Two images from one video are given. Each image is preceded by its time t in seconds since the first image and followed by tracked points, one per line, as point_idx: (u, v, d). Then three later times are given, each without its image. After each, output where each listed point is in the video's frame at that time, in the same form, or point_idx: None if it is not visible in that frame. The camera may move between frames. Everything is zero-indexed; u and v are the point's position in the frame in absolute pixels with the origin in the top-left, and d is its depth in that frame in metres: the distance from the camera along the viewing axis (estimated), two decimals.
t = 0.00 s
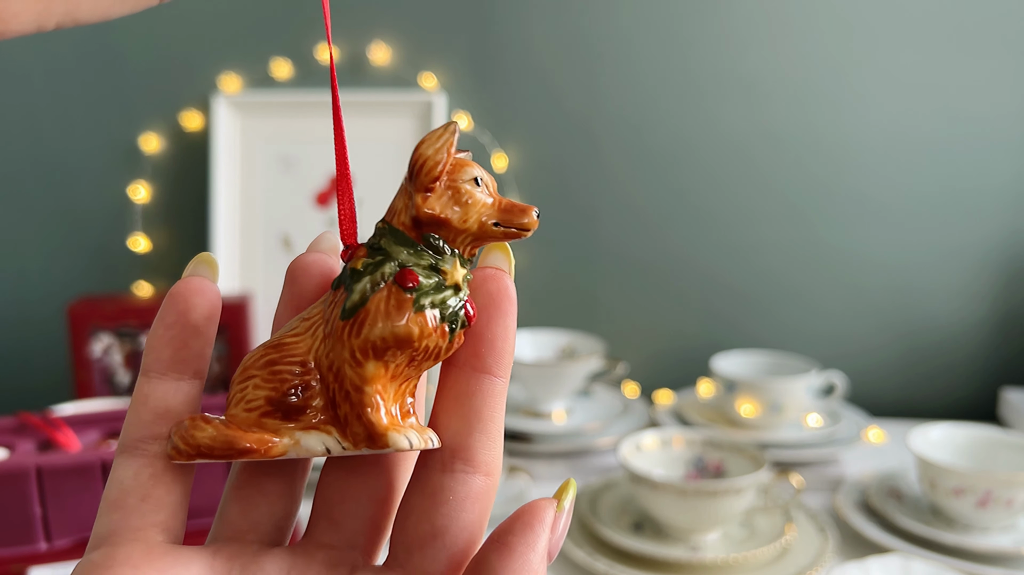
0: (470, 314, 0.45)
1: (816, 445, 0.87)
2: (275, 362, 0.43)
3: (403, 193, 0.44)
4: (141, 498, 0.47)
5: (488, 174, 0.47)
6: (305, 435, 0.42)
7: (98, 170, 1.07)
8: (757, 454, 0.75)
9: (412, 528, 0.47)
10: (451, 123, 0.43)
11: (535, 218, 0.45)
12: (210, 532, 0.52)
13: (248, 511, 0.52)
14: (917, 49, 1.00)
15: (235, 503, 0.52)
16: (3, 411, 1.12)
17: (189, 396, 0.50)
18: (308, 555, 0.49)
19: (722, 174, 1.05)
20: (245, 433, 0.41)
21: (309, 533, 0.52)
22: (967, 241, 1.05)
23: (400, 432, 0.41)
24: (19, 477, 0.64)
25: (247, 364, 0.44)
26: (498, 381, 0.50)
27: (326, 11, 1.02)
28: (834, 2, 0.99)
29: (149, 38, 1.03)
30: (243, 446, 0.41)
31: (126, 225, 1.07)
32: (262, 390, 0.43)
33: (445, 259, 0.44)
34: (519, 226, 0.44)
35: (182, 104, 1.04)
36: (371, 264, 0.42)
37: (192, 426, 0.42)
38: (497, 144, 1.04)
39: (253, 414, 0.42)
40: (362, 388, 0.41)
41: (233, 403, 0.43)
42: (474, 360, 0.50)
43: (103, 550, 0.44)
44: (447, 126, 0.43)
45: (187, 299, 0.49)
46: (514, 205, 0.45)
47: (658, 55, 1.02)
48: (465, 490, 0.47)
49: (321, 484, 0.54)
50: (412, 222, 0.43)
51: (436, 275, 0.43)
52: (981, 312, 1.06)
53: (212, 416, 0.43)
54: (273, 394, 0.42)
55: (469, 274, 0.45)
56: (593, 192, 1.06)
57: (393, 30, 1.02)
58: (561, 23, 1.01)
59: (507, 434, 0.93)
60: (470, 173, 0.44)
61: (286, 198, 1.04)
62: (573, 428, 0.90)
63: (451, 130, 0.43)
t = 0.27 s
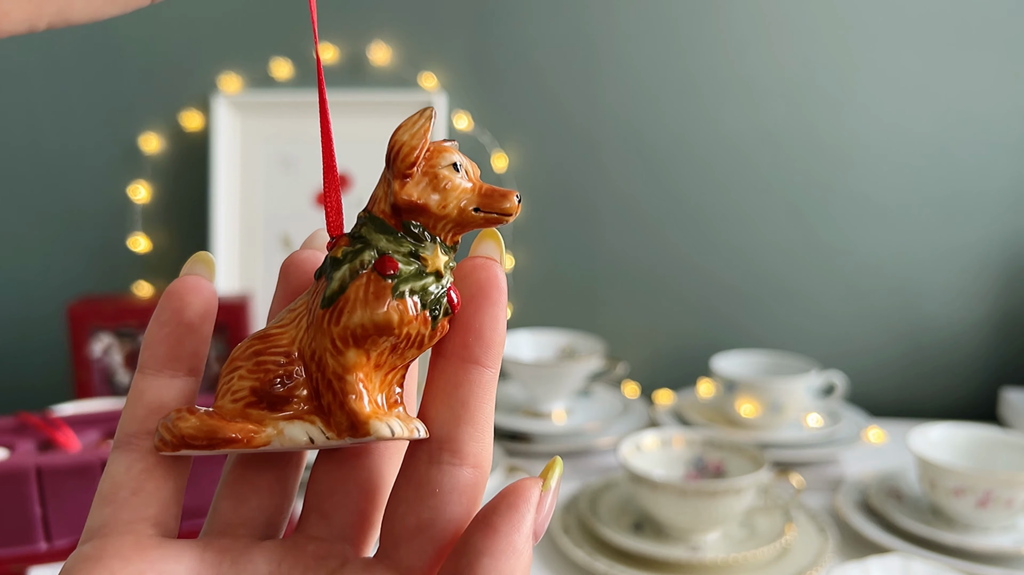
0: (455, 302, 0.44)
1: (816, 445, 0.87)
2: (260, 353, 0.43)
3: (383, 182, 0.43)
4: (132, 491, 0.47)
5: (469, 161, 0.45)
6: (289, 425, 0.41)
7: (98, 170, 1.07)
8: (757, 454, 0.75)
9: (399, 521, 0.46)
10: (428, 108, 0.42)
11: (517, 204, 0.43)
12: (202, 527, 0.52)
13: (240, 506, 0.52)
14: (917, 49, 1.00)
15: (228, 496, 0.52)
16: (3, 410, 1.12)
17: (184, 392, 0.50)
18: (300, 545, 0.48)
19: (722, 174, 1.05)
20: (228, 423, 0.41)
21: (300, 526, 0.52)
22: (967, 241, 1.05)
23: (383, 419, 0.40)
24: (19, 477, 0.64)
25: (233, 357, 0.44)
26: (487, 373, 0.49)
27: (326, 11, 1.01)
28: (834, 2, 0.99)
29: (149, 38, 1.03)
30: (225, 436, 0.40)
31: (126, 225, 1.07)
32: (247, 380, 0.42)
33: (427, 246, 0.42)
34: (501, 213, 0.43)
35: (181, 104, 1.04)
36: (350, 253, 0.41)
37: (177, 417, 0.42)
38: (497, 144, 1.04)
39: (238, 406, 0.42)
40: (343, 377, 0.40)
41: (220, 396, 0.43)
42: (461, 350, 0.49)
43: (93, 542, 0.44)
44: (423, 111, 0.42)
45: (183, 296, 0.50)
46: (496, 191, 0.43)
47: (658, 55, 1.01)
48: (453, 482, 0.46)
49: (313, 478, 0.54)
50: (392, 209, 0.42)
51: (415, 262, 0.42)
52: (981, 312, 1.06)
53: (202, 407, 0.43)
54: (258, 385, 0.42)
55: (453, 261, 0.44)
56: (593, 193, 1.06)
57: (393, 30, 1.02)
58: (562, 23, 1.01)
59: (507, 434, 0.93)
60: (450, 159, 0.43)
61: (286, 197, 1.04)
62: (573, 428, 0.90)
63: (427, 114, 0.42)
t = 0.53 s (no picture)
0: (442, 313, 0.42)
1: (815, 445, 0.87)
2: (247, 370, 0.42)
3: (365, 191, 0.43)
4: (134, 507, 0.46)
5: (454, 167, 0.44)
6: (272, 442, 0.39)
7: (98, 170, 1.07)
8: (757, 454, 0.75)
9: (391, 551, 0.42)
10: (404, 113, 0.41)
11: (501, 206, 0.42)
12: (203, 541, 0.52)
13: (240, 521, 0.52)
14: (916, 49, 1.00)
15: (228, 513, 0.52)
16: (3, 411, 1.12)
17: (190, 414, 0.50)
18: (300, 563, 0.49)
19: (722, 174, 1.05)
20: (212, 441, 0.40)
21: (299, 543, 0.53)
22: (967, 241, 1.05)
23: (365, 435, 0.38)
24: (19, 477, 0.64)
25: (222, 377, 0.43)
26: (483, 392, 0.44)
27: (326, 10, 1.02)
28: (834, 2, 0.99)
29: (149, 38, 1.03)
30: (207, 453, 0.39)
31: (126, 225, 1.07)
32: (232, 398, 0.41)
33: (407, 256, 0.41)
34: (483, 216, 0.41)
35: (181, 103, 1.04)
36: (330, 264, 0.41)
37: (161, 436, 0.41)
38: (496, 144, 1.04)
39: (223, 424, 0.41)
40: (323, 392, 0.39)
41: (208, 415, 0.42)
42: (454, 367, 0.44)
43: (91, 558, 0.44)
44: (398, 116, 0.41)
45: (194, 320, 0.49)
46: (479, 194, 0.42)
47: (658, 55, 1.01)
48: (443, 509, 0.42)
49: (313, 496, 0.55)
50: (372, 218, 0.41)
51: (395, 271, 0.40)
52: (981, 312, 1.06)
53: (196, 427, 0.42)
54: (242, 401, 0.41)
55: (440, 270, 0.43)
56: (593, 193, 1.06)
57: (393, 30, 1.02)
58: (562, 23, 1.01)
59: (506, 433, 0.93)
60: (429, 164, 0.42)
61: (285, 198, 1.04)
62: (573, 428, 0.90)
63: (403, 119, 0.41)
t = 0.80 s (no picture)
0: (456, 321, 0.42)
1: (815, 445, 0.87)
2: (259, 379, 0.40)
3: (378, 200, 0.42)
4: (128, 529, 0.46)
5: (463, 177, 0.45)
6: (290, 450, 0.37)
7: (98, 170, 1.06)
8: (757, 454, 0.75)
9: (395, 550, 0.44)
10: (420, 124, 0.41)
11: (513, 215, 0.43)
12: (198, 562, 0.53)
13: (236, 539, 0.53)
14: (916, 49, 1.00)
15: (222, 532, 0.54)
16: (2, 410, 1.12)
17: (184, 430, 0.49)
18: None
19: (722, 174, 1.05)
20: (227, 450, 0.37)
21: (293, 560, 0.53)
22: (968, 242, 1.05)
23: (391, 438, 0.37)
24: (19, 477, 0.64)
25: (230, 387, 0.41)
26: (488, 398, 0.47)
27: (326, 10, 1.02)
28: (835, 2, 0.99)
29: (149, 38, 1.03)
30: (223, 462, 0.36)
31: (126, 225, 1.07)
32: (245, 407, 0.40)
33: (423, 262, 0.41)
34: (498, 225, 0.42)
35: (181, 103, 1.04)
36: (347, 271, 0.40)
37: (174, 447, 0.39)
38: (497, 144, 1.04)
39: (237, 433, 0.39)
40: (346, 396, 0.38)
41: (218, 426, 0.40)
42: (462, 374, 0.47)
43: None
44: (414, 128, 0.41)
45: (184, 335, 0.49)
46: (491, 204, 0.42)
47: (658, 55, 1.01)
48: (450, 509, 0.45)
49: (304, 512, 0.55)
50: (387, 227, 0.41)
51: (413, 277, 0.40)
52: (981, 312, 1.06)
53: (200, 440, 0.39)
54: (257, 410, 0.39)
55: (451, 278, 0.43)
56: (593, 193, 1.06)
57: (393, 30, 1.02)
58: (562, 23, 1.01)
59: (507, 434, 0.93)
60: (443, 174, 0.42)
61: (286, 198, 1.04)
62: (573, 428, 0.90)
63: (418, 131, 0.41)
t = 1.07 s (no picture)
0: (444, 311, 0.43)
1: (815, 445, 0.87)
2: (255, 390, 0.39)
3: (354, 197, 0.41)
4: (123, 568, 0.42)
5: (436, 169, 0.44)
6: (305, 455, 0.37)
7: (98, 170, 1.06)
8: (757, 455, 0.75)
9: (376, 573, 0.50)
10: (395, 120, 0.41)
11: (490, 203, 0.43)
12: None
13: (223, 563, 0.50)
14: (916, 49, 1.00)
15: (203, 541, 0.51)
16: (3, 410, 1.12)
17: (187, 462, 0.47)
18: None
19: (722, 174, 1.05)
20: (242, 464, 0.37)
21: None
22: (968, 242, 1.05)
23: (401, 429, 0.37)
24: (19, 478, 0.64)
25: (223, 397, 0.40)
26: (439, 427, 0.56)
27: (326, 11, 1.02)
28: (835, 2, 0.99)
29: (149, 38, 1.03)
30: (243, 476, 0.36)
31: (126, 225, 1.07)
32: (247, 419, 0.38)
33: (411, 255, 0.41)
34: (478, 212, 0.42)
35: (181, 103, 1.04)
36: (339, 271, 0.39)
37: (184, 467, 0.37)
38: (496, 144, 1.04)
39: (243, 446, 0.38)
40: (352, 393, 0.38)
41: (217, 440, 0.39)
42: (418, 412, 0.56)
43: None
44: (390, 123, 0.41)
45: (194, 361, 0.49)
46: (467, 194, 0.43)
47: (658, 55, 1.01)
48: (421, 532, 0.51)
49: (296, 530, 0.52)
50: (372, 223, 0.40)
51: (406, 272, 0.40)
52: (981, 312, 1.06)
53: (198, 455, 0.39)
54: (262, 420, 0.38)
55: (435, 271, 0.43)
56: (593, 192, 1.06)
57: (393, 30, 1.02)
58: (562, 23, 1.01)
59: (506, 434, 0.93)
60: (421, 168, 0.42)
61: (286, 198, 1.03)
62: (573, 428, 0.90)
63: (396, 126, 0.41)
